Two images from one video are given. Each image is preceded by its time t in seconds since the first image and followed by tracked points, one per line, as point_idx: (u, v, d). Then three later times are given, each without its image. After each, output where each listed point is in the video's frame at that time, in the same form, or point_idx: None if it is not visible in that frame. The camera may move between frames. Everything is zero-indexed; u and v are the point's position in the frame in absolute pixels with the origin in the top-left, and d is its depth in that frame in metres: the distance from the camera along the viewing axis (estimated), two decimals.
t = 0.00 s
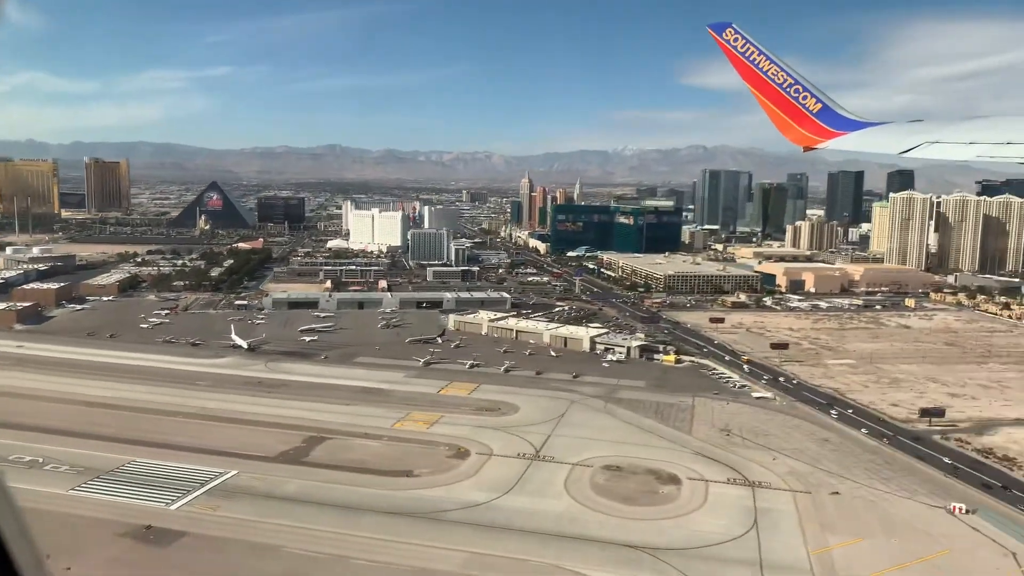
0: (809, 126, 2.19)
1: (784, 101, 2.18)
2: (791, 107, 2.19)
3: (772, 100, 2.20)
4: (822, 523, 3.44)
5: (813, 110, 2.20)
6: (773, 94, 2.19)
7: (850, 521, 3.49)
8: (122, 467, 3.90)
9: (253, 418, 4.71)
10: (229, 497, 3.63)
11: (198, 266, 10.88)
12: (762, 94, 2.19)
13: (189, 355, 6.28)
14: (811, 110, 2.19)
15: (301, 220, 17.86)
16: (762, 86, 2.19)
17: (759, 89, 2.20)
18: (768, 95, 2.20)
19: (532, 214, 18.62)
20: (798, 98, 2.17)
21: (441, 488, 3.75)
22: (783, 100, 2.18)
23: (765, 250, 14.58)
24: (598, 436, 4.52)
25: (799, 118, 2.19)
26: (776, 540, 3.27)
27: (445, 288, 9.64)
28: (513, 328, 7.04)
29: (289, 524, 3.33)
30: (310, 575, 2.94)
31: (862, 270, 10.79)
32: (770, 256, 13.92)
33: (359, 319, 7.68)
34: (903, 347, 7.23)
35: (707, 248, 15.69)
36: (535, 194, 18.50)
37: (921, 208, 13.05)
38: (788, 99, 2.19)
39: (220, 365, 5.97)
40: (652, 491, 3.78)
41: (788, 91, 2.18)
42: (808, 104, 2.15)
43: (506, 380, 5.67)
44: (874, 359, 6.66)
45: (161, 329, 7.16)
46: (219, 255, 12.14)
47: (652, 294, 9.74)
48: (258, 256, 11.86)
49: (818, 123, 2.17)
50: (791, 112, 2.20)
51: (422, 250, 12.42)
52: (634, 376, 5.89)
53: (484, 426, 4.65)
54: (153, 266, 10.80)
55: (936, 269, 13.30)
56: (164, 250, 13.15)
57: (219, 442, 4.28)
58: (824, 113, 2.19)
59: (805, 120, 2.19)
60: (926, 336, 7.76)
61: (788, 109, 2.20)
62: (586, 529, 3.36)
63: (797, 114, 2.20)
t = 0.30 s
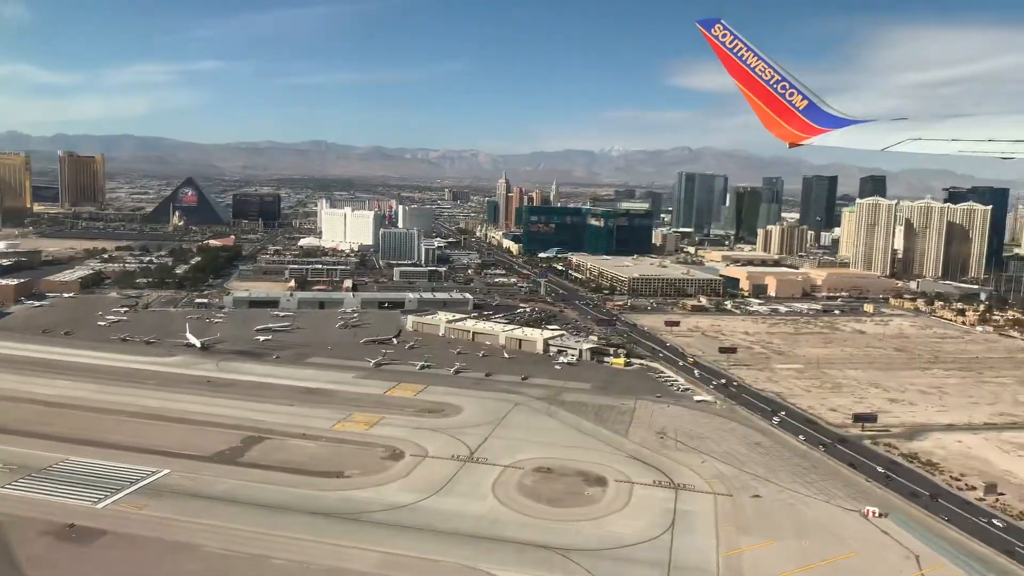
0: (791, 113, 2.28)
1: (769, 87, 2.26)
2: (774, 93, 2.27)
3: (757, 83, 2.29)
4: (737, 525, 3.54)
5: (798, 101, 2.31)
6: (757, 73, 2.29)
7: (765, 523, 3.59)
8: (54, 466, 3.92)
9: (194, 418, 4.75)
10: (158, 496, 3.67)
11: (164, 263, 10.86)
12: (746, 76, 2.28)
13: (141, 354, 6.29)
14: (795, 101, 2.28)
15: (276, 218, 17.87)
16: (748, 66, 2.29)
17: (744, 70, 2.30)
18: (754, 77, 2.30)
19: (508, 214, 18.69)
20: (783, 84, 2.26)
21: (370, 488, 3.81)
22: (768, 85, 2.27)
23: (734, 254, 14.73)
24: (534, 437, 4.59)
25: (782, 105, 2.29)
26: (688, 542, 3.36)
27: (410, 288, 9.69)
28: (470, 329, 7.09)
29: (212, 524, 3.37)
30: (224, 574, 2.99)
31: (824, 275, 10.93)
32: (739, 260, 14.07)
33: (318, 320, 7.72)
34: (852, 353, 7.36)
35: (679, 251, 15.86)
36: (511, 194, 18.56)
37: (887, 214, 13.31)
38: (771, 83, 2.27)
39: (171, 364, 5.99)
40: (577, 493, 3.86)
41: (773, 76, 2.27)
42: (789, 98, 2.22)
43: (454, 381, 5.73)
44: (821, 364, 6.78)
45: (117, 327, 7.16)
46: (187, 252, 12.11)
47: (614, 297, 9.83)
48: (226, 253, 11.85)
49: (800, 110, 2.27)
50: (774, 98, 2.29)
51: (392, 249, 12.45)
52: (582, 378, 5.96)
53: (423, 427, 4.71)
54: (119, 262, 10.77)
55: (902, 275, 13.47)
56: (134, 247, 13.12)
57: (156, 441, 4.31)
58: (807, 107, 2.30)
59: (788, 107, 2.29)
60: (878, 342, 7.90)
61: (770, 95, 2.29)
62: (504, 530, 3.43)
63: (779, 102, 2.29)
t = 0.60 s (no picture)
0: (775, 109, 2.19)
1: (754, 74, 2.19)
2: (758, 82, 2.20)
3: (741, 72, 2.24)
4: (652, 529, 3.63)
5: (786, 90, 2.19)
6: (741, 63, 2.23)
7: (681, 528, 3.68)
8: None
9: (132, 423, 4.75)
10: (83, 499, 3.68)
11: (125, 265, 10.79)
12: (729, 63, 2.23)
13: (88, 357, 6.27)
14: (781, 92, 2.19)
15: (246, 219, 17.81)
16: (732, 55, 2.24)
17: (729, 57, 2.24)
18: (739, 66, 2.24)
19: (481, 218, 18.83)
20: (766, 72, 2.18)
21: (297, 494, 3.86)
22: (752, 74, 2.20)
23: (700, 260, 14.90)
24: (469, 443, 4.66)
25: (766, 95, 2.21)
26: (602, 545, 3.44)
27: (372, 292, 9.72)
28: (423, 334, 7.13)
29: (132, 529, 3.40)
30: None
31: (784, 282, 11.10)
32: (704, 265, 14.20)
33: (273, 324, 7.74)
34: (800, 360, 7.49)
35: (647, 257, 16.04)
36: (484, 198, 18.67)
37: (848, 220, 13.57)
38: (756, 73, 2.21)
39: (116, 369, 5.98)
40: (503, 498, 3.93)
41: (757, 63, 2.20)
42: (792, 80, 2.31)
43: (399, 386, 5.78)
44: (767, 370, 6.91)
45: (69, 330, 7.12)
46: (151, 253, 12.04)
47: (574, 302, 9.91)
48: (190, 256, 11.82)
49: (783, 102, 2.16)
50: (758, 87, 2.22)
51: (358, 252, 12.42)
52: (528, 383, 6.03)
53: (361, 433, 4.76)
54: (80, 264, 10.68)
55: (862, 280, 13.80)
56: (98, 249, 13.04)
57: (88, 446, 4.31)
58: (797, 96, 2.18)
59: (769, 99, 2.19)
60: (827, 349, 8.04)
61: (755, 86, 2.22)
62: (423, 536, 3.49)
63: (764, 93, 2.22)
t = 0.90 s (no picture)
0: (755, 109, 2.01)
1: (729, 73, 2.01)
2: (734, 82, 2.01)
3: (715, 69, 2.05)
4: (575, 534, 3.67)
5: (763, 90, 2.02)
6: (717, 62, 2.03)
7: (606, 531, 3.73)
8: None
9: (69, 433, 4.74)
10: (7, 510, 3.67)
11: (84, 272, 10.74)
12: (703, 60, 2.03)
13: (33, 366, 6.24)
14: (758, 92, 2.02)
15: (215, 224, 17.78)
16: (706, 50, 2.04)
17: (702, 52, 2.04)
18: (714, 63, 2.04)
19: (452, 223, 18.93)
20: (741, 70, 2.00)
21: (226, 502, 3.88)
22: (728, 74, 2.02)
23: (665, 264, 15.07)
24: (406, 450, 4.69)
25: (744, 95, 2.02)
26: (522, 550, 3.48)
27: (332, 298, 9.73)
28: (376, 341, 7.15)
29: (53, 539, 3.40)
30: None
31: (743, 286, 11.29)
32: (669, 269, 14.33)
33: (227, 332, 7.73)
34: (750, 363, 7.62)
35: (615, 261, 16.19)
36: (455, 203, 18.78)
37: (809, 224, 13.69)
38: (732, 71, 2.03)
39: (61, 378, 5.95)
40: (431, 505, 3.97)
41: (732, 61, 2.02)
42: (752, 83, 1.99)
43: (345, 393, 5.80)
44: (715, 374, 7.02)
45: (17, 339, 7.07)
46: (113, 261, 12.00)
47: (535, 307, 9.97)
48: (152, 262, 11.79)
49: (763, 104, 1.99)
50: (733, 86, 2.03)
51: (323, 257, 12.41)
52: (475, 389, 6.07)
53: (298, 441, 4.78)
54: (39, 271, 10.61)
55: (824, 284, 13.91)
56: (60, 255, 12.98)
57: (20, 457, 4.30)
58: (774, 97, 2.01)
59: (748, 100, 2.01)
60: (779, 352, 8.18)
61: (729, 83, 2.04)
62: (345, 542, 3.52)
63: (739, 92, 2.03)
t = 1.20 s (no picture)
0: (734, 108, 2.02)
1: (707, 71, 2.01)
2: (712, 80, 2.02)
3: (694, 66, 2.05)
4: (504, 538, 3.72)
5: (744, 88, 2.00)
6: (695, 62, 2.03)
7: (535, 535, 3.77)
8: None
9: (7, 445, 4.71)
10: None
11: (44, 281, 10.67)
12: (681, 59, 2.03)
13: None
14: (739, 90, 2.00)
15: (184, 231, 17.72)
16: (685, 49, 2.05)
17: (681, 50, 2.05)
18: (692, 60, 2.04)
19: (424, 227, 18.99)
20: (720, 69, 2.00)
21: (158, 513, 3.88)
22: (708, 72, 2.02)
23: (633, 266, 15.20)
24: (347, 458, 4.71)
25: (723, 93, 2.03)
26: (448, 556, 3.52)
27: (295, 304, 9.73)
28: (331, 348, 7.16)
29: None
30: None
31: (707, 286, 11.40)
32: (638, 271, 14.43)
33: (183, 340, 7.71)
34: (705, 364, 7.72)
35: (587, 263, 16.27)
36: (427, 206, 18.85)
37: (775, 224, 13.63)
38: (712, 69, 2.03)
39: (7, 389, 5.91)
40: (365, 511, 3.99)
41: (710, 59, 2.02)
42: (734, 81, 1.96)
43: (295, 402, 5.81)
44: (668, 375, 7.10)
45: None
46: (76, 269, 11.94)
47: (497, 310, 10.00)
48: (116, 270, 11.74)
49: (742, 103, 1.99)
50: (713, 85, 2.04)
51: (289, 263, 12.38)
52: (426, 395, 6.08)
53: (241, 450, 4.79)
54: None
55: (789, 284, 14.05)
56: (24, 264, 12.89)
57: None
58: (756, 94, 2.00)
59: (727, 98, 2.01)
60: (735, 352, 8.28)
61: (708, 81, 2.04)
62: (273, 550, 3.54)
63: (720, 90, 2.04)
